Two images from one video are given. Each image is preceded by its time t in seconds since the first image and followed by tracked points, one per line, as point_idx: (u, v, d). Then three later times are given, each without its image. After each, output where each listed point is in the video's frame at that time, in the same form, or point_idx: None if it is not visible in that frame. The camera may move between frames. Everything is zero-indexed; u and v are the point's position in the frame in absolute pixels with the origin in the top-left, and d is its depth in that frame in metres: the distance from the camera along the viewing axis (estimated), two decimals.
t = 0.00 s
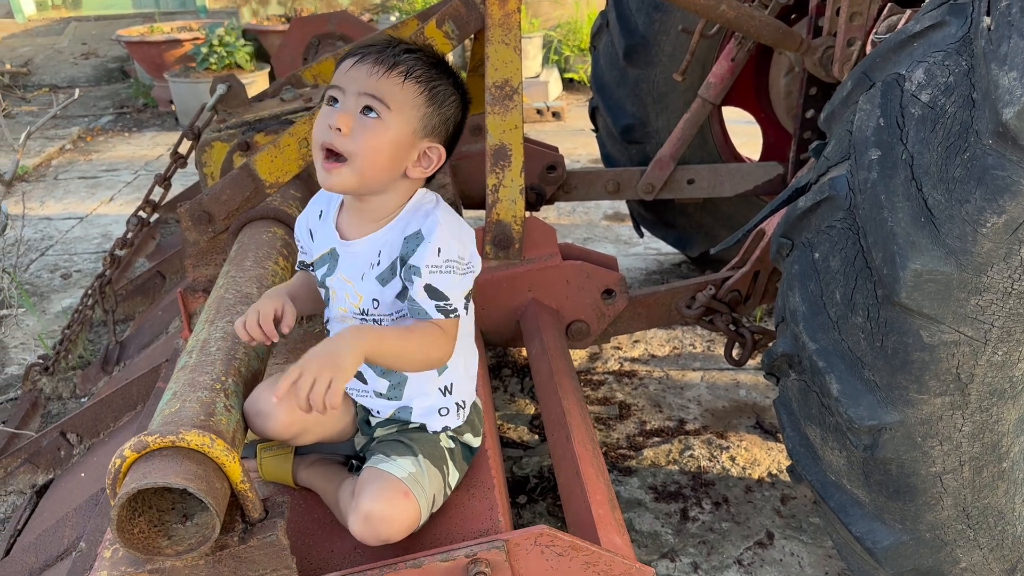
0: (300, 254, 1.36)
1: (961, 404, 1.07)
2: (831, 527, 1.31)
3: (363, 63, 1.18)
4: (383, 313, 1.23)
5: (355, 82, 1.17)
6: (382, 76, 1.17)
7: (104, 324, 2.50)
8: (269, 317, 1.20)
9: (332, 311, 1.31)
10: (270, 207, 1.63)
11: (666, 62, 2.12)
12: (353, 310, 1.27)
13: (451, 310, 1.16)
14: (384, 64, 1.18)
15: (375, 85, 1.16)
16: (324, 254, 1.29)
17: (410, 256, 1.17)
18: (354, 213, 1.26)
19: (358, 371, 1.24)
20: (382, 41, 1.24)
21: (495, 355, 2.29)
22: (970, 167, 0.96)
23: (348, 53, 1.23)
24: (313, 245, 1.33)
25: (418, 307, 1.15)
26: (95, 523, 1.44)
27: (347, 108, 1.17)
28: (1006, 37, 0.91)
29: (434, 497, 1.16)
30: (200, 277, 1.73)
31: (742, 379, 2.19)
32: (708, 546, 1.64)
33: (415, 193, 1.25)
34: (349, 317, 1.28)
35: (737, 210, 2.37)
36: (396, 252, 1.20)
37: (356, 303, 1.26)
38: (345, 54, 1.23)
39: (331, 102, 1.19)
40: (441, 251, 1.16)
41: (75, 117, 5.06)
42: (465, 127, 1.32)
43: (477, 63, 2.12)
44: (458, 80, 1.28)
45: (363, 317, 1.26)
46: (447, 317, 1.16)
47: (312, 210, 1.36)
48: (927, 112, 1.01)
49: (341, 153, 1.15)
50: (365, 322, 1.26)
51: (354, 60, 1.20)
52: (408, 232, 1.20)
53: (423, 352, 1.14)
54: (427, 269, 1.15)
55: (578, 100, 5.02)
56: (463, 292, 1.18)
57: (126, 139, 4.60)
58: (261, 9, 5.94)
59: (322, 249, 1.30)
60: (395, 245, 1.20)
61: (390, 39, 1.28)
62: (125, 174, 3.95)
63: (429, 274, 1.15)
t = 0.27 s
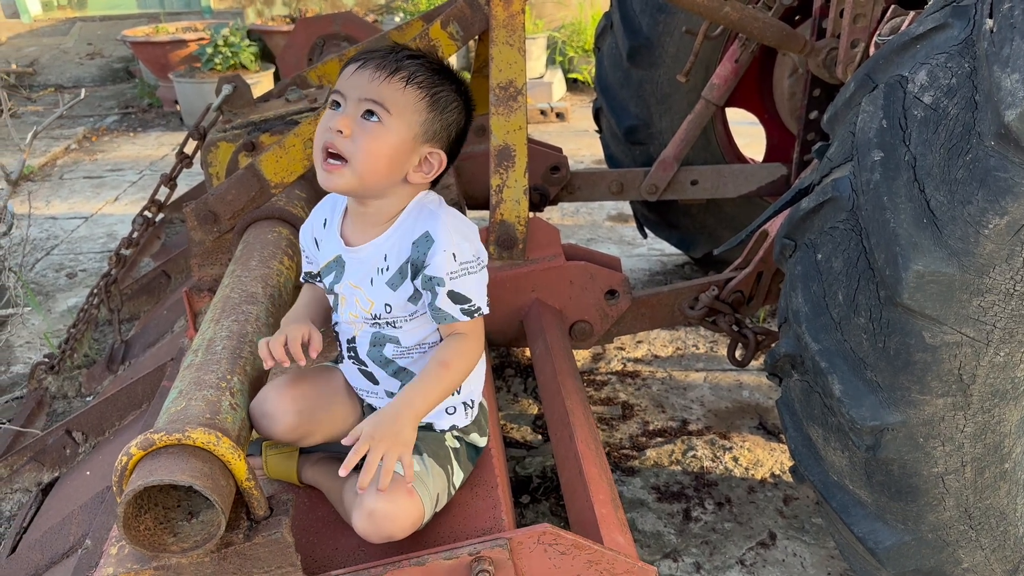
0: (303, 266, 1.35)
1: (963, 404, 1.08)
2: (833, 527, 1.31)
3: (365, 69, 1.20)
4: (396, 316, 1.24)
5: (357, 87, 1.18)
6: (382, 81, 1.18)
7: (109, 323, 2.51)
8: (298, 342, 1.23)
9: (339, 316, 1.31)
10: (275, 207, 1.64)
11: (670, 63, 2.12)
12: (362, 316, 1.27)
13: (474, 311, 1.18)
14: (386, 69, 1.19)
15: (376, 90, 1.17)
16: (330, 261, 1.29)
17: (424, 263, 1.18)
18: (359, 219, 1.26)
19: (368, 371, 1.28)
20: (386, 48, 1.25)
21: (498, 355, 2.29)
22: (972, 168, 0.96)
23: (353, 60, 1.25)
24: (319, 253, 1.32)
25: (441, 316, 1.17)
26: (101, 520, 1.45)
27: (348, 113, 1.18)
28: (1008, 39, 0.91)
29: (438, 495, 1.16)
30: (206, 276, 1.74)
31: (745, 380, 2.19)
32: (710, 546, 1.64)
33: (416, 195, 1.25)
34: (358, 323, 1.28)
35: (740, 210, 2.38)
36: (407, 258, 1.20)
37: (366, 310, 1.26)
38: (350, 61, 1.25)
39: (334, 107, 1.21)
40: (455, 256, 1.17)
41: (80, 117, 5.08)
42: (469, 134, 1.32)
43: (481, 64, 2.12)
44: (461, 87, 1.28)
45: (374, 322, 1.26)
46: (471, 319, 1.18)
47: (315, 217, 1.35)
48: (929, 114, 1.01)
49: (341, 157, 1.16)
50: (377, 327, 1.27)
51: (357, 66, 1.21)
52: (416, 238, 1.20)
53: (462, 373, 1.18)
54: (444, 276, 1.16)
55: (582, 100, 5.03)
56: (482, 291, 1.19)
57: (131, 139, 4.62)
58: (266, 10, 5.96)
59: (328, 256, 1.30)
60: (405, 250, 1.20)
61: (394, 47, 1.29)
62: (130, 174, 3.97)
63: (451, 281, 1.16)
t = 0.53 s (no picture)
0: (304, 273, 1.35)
1: (965, 404, 1.08)
2: (836, 527, 1.31)
3: (351, 73, 1.20)
4: (399, 317, 1.25)
5: (345, 92, 1.19)
6: (370, 84, 1.19)
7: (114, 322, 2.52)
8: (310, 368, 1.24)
9: (341, 319, 1.31)
10: (280, 207, 1.65)
11: (674, 64, 2.13)
12: (365, 318, 1.27)
13: (478, 308, 1.19)
14: (372, 71, 1.20)
15: (364, 93, 1.18)
16: (331, 266, 1.29)
17: (424, 263, 1.19)
18: (358, 223, 1.27)
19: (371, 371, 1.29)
20: (371, 51, 1.26)
21: (502, 355, 2.30)
22: (976, 169, 0.96)
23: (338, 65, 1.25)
24: (319, 258, 1.32)
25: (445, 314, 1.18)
26: (106, 518, 1.46)
27: (337, 118, 1.18)
28: (1011, 40, 0.91)
29: (444, 494, 1.17)
30: (211, 276, 1.75)
31: (749, 380, 2.19)
32: (713, 546, 1.65)
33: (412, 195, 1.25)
34: (361, 326, 1.28)
35: (744, 211, 2.38)
36: (407, 259, 1.20)
37: (369, 312, 1.26)
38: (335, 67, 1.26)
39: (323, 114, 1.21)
40: (455, 255, 1.17)
41: (85, 117, 5.09)
42: (460, 130, 1.33)
43: (486, 65, 2.13)
44: (449, 85, 1.29)
45: (377, 324, 1.27)
46: (476, 315, 1.19)
47: (314, 223, 1.35)
48: (933, 115, 1.01)
49: (335, 162, 1.17)
50: (380, 328, 1.27)
51: (344, 70, 1.22)
52: (415, 239, 1.20)
53: (473, 372, 1.19)
54: (446, 276, 1.16)
55: (585, 101, 5.04)
56: (484, 288, 1.20)
57: (136, 139, 4.63)
58: (270, 10, 5.97)
59: (328, 261, 1.30)
60: (405, 252, 1.21)
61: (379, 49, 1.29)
62: (135, 174, 3.98)
63: (453, 281, 1.17)
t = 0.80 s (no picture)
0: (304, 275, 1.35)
1: (968, 405, 1.08)
2: (838, 527, 1.31)
3: (347, 76, 1.20)
4: (398, 321, 1.25)
5: (341, 95, 1.19)
6: (366, 87, 1.19)
7: (118, 321, 2.53)
8: (312, 371, 1.24)
9: (341, 321, 1.31)
10: (283, 206, 1.65)
11: (677, 65, 2.13)
12: (364, 321, 1.27)
13: (475, 313, 1.19)
14: (368, 74, 1.20)
15: (360, 96, 1.18)
16: (331, 269, 1.30)
17: (421, 268, 1.19)
18: (356, 227, 1.27)
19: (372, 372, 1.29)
20: (366, 54, 1.25)
21: (504, 355, 2.30)
22: (979, 170, 0.96)
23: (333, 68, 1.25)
24: (319, 261, 1.32)
25: (442, 319, 1.19)
26: (110, 516, 1.47)
27: (334, 121, 1.18)
28: (1015, 40, 0.91)
29: (447, 494, 1.17)
30: (214, 275, 1.75)
31: (751, 381, 2.19)
32: (715, 546, 1.65)
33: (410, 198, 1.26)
34: (361, 329, 1.28)
35: (747, 212, 2.38)
36: (405, 263, 1.21)
37: (368, 316, 1.26)
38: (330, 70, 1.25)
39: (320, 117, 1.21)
40: (452, 260, 1.17)
41: (89, 117, 5.11)
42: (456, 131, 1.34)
43: (489, 65, 2.13)
44: (444, 87, 1.29)
45: (376, 327, 1.27)
46: (473, 321, 1.19)
47: (313, 226, 1.35)
48: (936, 115, 1.01)
49: (332, 165, 1.17)
50: (379, 332, 1.27)
51: (339, 73, 1.22)
52: (412, 244, 1.20)
53: (470, 378, 1.19)
54: (443, 280, 1.17)
55: (588, 101, 5.04)
56: (481, 291, 1.20)
57: (140, 139, 4.64)
58: (274, 10, 5.97)
59: (328, 264, 1.30)
60: (403, 257, 1.21)
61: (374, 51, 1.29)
62: (138, 173, 3.99)
63: (450, 285, 1.17)
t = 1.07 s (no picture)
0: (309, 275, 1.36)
1: (972, 405, 1.08)
2: (841, 528, 1.31)
3: (355, 76, 1.20)
4: (402, 321, 1.25)
5: (349, 95, 1.19)
6: (374, 87, 1.19)
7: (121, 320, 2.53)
8: (317, 372, 1.24)
9: (346, 322, 1.32)
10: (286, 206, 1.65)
11: (680, 65, 2.13)
12: (369, 322, 1.28)
13: (477, 314, 1.19)
14: (376, 74, 1.20)
15: (368, 96, 1.18)
16: (336, 270, 1.30)
17: (424, 268, 1.19)
18: (362, 228, 1.27)
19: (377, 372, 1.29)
20: (374, 53, 1.26)
21: (507, 355, 2.30)
22: (983, 170, 0.96)
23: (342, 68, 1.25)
24: (324, 262, 1.33)
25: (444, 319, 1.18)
26: (113, 514, 1.47)
27: (342, 121, 1.18)
28: (1020, 41, 0.91)
29: (451, 494, 1.17)
30: (218, 274, 1.76)
31: (754, 381, 2.19)
32: (717, 546, 1.65)
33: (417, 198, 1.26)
34: (365, 329, 1.29)
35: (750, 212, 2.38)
36: (408, 263, 1.21)
37: (373, 316, 1.27)
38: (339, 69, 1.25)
39: (328, 117, 1.21)
40: (454, 260, 1.17)
41: (92, 116, 5.11)
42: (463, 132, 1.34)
43: (492, 65, 2.13)
44: (452, 87, 1.29)
45: (381, 327, 1.27)
46: (475, 321, 1.19)
47: (319, 226, 1.36)
48: (940, 115, 1.01)
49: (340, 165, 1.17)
50: (384, 332, 1.27)
51: (347, 73, 1.22)
52: (415, 244, 1.20)
53: (473, 381, 1.19)
54: (444, 280, 1.17)
55: (591, 102, 5.04)
56: (484, 292, 1.20)
57: (142, 138, 4.65)
58: (276, 10, 5.98)
59: (333, 265, 1.30)
60: (406, 257, 1.21)
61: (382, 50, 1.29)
62: (141, 173, 3.99)
63: (451, 285, 1.17)
